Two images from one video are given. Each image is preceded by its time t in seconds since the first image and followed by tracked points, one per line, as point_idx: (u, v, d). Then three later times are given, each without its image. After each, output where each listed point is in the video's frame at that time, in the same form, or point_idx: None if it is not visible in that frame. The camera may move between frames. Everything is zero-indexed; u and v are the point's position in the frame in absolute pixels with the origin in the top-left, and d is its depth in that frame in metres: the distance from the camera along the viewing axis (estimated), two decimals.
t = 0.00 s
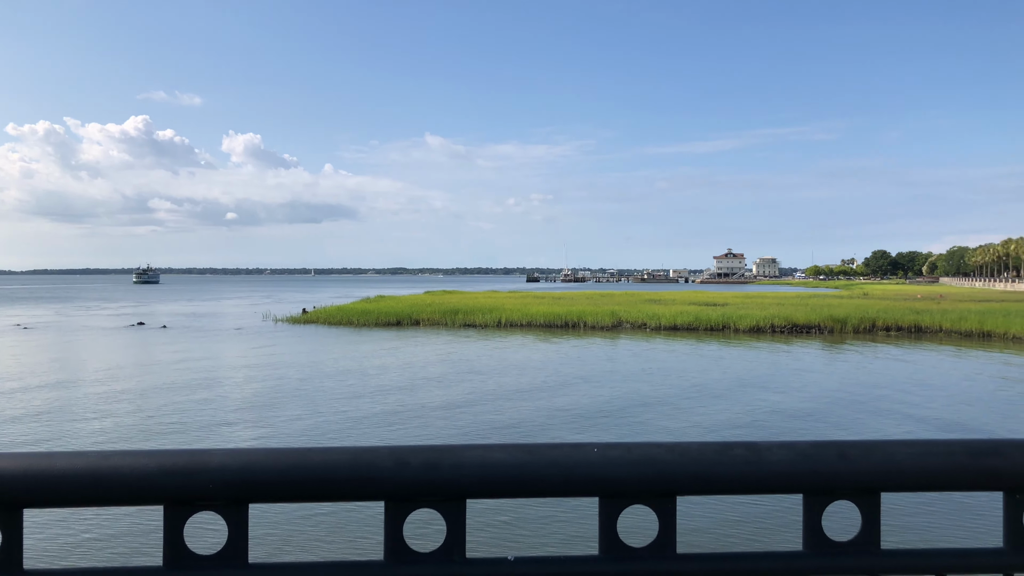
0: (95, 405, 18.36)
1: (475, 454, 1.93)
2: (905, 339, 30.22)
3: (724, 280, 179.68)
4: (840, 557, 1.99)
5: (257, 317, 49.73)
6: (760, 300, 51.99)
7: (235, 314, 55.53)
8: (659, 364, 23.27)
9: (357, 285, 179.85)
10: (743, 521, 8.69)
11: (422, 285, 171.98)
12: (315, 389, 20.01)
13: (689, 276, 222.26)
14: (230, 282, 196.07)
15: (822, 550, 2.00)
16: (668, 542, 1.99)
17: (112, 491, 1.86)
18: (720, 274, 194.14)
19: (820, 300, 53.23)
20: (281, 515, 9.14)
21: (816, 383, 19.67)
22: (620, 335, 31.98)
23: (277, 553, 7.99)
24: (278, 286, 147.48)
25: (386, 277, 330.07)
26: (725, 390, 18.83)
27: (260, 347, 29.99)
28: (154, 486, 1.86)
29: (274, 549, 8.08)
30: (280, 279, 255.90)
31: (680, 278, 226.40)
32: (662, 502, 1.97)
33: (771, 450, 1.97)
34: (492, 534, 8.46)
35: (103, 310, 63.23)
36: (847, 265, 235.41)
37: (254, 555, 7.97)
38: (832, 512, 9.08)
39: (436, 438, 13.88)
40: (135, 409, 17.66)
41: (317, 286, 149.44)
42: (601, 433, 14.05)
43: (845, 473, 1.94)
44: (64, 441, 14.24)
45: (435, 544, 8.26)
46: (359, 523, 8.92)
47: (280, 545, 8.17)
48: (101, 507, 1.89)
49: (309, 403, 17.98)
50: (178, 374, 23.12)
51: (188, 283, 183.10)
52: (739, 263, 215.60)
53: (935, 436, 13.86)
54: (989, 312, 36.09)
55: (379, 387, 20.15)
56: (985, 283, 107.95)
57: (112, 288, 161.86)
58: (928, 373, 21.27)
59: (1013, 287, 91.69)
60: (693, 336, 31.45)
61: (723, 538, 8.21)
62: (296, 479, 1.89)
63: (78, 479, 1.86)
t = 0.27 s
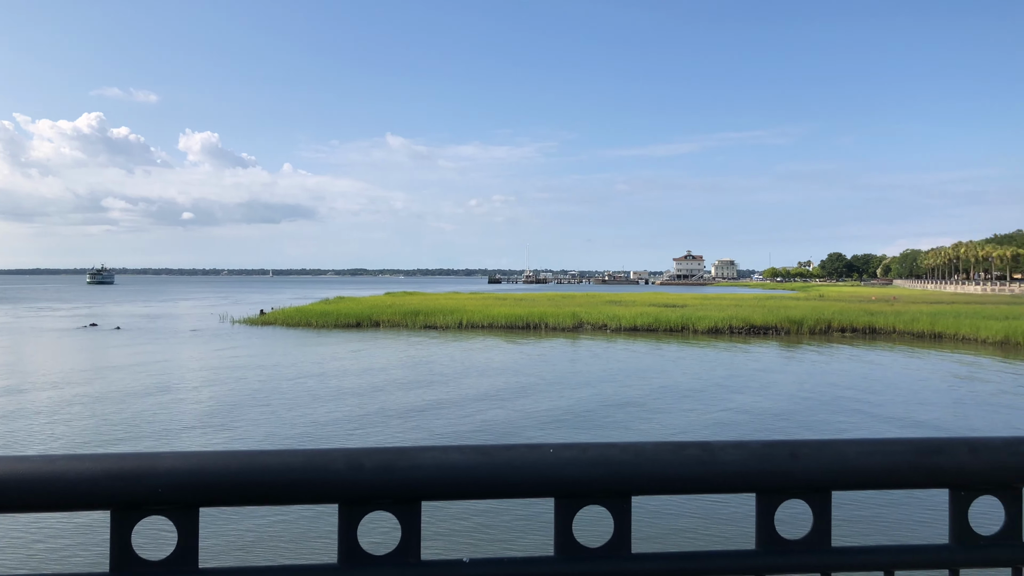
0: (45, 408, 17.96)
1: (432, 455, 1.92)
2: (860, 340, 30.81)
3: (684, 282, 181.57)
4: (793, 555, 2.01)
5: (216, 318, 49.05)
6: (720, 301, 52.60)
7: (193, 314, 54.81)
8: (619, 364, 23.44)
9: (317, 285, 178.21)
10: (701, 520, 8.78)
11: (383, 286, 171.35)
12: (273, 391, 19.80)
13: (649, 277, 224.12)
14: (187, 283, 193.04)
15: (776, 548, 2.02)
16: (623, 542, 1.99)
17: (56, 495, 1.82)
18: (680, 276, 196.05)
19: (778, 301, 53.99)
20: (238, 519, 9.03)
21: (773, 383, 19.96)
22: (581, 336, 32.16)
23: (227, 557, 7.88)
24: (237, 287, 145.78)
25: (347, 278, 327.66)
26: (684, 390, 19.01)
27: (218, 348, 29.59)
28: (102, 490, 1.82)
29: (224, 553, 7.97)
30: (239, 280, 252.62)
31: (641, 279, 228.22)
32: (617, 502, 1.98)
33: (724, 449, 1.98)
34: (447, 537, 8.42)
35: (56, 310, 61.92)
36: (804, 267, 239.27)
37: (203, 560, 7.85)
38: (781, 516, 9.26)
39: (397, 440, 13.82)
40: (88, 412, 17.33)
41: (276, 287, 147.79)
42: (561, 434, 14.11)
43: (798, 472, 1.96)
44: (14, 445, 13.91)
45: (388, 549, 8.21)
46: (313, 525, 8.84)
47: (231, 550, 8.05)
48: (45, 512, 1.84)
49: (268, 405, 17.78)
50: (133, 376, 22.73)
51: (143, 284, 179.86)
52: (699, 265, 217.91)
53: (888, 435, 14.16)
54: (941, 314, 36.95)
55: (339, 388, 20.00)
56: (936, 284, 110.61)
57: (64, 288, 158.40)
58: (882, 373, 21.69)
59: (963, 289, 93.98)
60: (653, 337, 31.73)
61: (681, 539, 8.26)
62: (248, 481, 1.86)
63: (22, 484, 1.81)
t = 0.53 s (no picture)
0: None
1: (384, 455, 1.90)
2: (815, 338, 31.32)
3: (644, 280, 183.00)
4: (744, 550, 2.03)
5: (171, 317, 48.23)
6: (678, 299, 53.06)
7: (147, 313, 53.81)
8: (578, 363, 23.53)
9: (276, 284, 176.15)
10: (659, 518, 8.85)
11: (343, 284, 169.89)
12: (229, 391, 19.53)
13: (610, 276, 225.43)
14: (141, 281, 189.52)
15: (728, 545, 2.03)
16: (575, 540, 2.00)
17: None
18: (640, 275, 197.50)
19: (735, 299, 54.62)
20: (189, 523, 8.90)
21: (730, 380, 20.21)
22: (541, 335, 32.23)
23: (176, 562, 7.73)
24: (193, 285, 143.41)
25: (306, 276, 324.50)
26: (643, 388, 19.16)
27: (173, 348, 29.09)
28: (43, 494, 1.77)
29: (173, 557, 7.84)
30: (196, 278, 248.74)
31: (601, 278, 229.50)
32: (571, 500, 1.98)
33: (676, 447, 1.99)
34: (402, 538, 8.37)
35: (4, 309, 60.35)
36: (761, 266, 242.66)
37: (151, 564, 7.70)
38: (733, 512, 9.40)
39: (356, 441, 13.72)
40: (38, 414, 16.91)
41: (233, 285, 145.84)
42: (522, 432, 14.12)
43: (747, 468, 1.98)
44: None
45: (342, 549, 8.13)
46: (265, 528, 8.73)
47: (179, 554, 7.91)
48: None
49: (224, 405, 17.53)
50: (84, 377, 22.25)
51: (96, 282, 176.20)
52: (659, 264, 219.69)
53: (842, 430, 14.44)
54: (893, 312, 37.78)
55: (297, 388, 19.80)
56: (888, 283, 112.92)
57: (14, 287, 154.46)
58: (836, 370, 22.07)
59: (913, 288, 96.06)
60: (613, 336, 31.93)
61: (638, 538, 8.29)
62: (197, 483, 1.82)
63: None
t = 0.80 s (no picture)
0: None
1: (341, 456, 1.88)
2: (776, 332, 31.74)
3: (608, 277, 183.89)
4: (702, 544, 2.04)
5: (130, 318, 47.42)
6: (642, 295, 53.39)
7: (104, 314, 52.86)
8: (543, 360, 23.60)
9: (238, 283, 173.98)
10: (624, 513, 8.91)
11: (307, 282, 168.56)
12: (190, 392, 19.27)
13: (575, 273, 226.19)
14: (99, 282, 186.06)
15: (686, 540, 2.04)
16: (537, 538, 1.99)
17: None
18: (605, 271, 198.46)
19: (698, 294, 55.08)
20: (149, 528, 8.77)
21: (693, 374, 20.41)
22: (506, 332, 32.25)
23: (135, 567, 7.62)
24: (152, 286, 141.11)
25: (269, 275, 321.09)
26: (609, 384, 19.26)
27: (132, 349, 28.62)
28: None
29: (133, 562, 7.72)
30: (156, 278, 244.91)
31: (564, 273, 230.43)
32: (530, 497, 1.98)
33: (634, 443, 2.00)
34: (363, 538, 8.34)
35: None
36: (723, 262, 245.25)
37: (109, 569, 7.59)
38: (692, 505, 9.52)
39: (320, 441, 13.62)
40: None
41: (194, 285, 143.78)
42: (488, 431, 14.12)
43: (705, 463, 2.00)
44: None
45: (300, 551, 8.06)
46: (226, 530, 8.65)
47: (138, 559, 7.80)
48: None
49: (185, 407, 17.29)
50: (40, 380, 21.80)
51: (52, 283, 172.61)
52: (623, 260, 220.90)
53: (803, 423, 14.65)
54: (852, 306, 38.43)
55: (260, 389, 19.59)
56: (847, 278, 114.80)
57: None
58: (797, 363, 22.36)
59: (871, 282, 97.81)
60: (577, 332, 32.03)
61: (603, 533, 8.34)
62: (149, 487, 1.79)
63: None
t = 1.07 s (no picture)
0: None
1: (305, 459, 1.87)
2: (742, 331, 32.07)
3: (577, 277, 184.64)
4: (666, 543, 2.05)
5: (92, 321, 46.68)
6: (610, 295, 53.60)
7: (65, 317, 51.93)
8: (511, 360, 23.60)
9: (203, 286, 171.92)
10: (593, 513, 8.97)
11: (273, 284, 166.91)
12: (155, 396, 19.01)
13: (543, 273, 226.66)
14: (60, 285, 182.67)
15: (651, 539, 2.05)
16: (500, 540, 1.99)
17: None
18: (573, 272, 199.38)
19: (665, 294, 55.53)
20: (110, 535, 8.65)
21: (661, 373, 20.54)
22: (475, 332, 32.21)
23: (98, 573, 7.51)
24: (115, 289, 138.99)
25: (234, 277, 317.72)
26: (577, 383, 19.34)
27: (95, 353, 28.17)
28: None
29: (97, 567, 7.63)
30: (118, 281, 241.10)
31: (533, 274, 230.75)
32: (496, 498, 1.98)
33: (599, 442, 2.00)
34: (327, 541, 8.30)
35: None
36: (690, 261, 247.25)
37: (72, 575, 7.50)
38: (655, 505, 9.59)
39: (288, 445, 13.51)
40: None
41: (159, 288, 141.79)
42: (457, 432, 14.12)
43: (668, 462, 2.01)
44: None
45: (262, 555, 8.00)
46: (191, 535, 8.58)
47: (102, 565, 7.71)
48: None
49: (149, 411, 17.06)
50: None
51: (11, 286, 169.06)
52: (591, 261, 221.94)
53: (769, 421, 14.81)
54: (816, 305, 38.97)
55: (225, 392, 19.39)
56: (812, 277, 116.30)
57: None
58: (762, 362, 22.61)
59: (835, 281, 99.20)
60: (545, 333, 32.11)
61: (572, 533, 8.37)
62: (107, 493, 1.76)
63: None
